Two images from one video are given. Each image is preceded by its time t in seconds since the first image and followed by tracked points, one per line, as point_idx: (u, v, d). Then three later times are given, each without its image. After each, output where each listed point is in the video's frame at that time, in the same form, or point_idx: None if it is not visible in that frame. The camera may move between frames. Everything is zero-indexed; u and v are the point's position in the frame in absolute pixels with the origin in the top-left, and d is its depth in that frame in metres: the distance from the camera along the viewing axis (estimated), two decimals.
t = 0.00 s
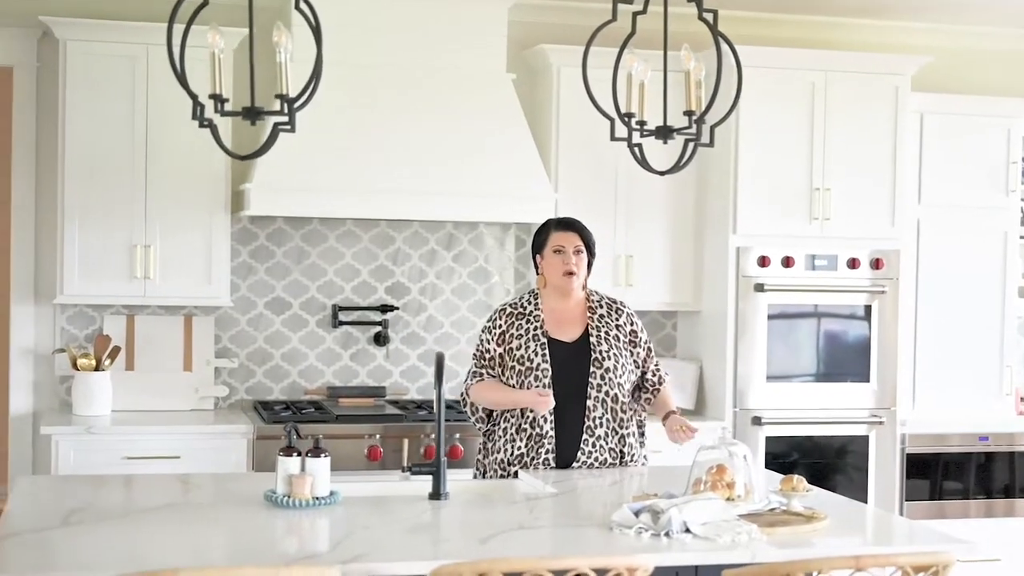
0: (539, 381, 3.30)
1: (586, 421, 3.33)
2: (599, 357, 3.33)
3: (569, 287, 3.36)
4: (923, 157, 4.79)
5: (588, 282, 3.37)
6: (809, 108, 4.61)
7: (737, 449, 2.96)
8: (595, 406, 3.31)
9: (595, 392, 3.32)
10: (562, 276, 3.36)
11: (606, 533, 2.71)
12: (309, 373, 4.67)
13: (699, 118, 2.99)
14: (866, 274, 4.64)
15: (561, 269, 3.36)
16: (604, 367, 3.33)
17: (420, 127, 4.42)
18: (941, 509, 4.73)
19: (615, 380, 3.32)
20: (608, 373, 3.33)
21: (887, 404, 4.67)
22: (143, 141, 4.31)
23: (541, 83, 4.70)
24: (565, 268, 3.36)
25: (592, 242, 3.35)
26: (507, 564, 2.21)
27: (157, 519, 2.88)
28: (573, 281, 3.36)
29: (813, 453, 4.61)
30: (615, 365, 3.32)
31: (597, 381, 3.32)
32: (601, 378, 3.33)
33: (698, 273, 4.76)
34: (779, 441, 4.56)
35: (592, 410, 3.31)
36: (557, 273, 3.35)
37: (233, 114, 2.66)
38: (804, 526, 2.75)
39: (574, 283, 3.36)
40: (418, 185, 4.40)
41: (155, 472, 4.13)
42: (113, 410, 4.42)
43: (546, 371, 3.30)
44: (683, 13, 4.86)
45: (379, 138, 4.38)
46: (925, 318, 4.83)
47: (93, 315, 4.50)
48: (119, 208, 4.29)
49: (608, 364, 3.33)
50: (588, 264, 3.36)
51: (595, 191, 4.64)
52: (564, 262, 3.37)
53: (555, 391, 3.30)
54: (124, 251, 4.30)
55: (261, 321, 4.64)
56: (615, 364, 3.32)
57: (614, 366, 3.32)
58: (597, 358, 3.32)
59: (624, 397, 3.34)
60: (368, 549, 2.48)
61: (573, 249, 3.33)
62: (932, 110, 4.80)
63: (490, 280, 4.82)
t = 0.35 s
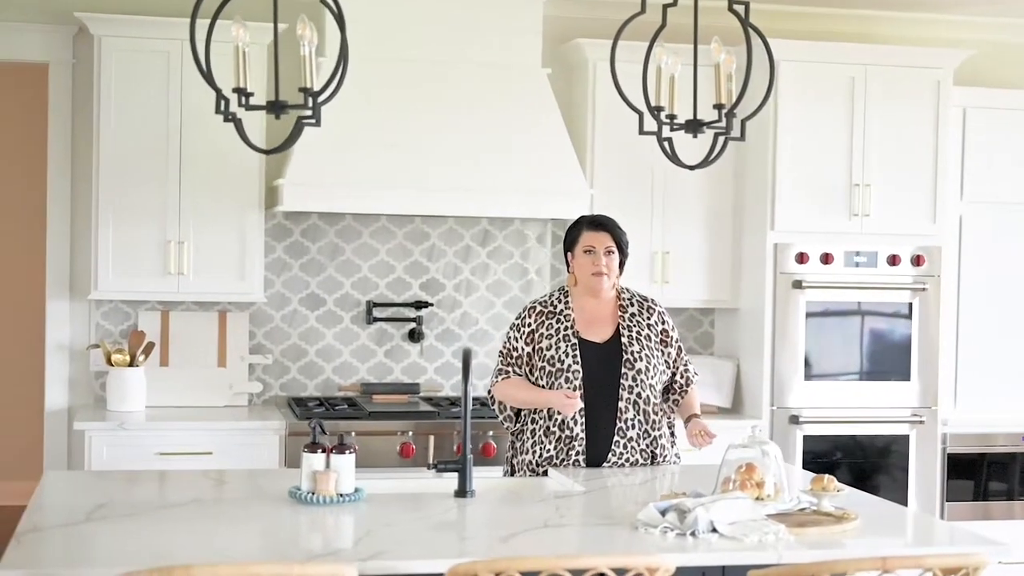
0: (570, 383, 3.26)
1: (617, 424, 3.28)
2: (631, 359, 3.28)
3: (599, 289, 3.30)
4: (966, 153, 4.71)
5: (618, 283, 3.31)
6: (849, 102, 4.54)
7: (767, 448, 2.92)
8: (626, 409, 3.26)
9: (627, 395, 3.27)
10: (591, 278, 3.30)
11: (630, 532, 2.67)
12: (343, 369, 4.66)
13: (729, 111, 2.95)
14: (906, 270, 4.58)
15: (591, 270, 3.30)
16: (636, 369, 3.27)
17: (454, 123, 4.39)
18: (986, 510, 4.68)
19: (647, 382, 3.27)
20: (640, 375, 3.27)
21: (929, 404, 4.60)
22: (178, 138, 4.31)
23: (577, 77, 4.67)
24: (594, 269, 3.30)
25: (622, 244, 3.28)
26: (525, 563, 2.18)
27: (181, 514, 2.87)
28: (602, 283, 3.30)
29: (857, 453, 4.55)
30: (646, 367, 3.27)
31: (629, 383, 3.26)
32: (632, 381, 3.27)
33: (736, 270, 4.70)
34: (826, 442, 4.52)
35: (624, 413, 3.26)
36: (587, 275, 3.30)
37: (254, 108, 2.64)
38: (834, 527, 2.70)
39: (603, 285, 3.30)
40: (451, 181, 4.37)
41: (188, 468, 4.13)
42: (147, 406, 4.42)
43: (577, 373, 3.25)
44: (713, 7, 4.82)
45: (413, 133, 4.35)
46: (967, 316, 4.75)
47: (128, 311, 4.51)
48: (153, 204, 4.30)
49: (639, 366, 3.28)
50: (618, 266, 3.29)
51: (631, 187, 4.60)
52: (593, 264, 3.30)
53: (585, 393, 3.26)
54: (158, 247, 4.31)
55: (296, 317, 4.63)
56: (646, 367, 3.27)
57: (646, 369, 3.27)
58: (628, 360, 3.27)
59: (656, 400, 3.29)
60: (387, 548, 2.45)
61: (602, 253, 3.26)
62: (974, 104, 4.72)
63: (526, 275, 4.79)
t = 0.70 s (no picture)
0: (578, 380, 3.23)
1: (626, 422, 3.24)
2: (639, 356, 3.25)
3: (608, 285, 3.28)
4: (990, 152, 4.65)
5: (628, 280, 3.29)
6: (870, 100, 4.49)
7: (776, 450, 2.87)
8: (635, 406, 3.23)
9: (635, 392, 3.24)
10: (601, 273, 3.28)
11: (633, 536, 2.63)
12: (359, 369, 4.64)
13: (738, 109, 2.89)
14: (929, 271, 4.52)
15: (601, 266, 3.28)
16: (645, 366, 3.24)
17: (470, 122, 4.36)
18: (1014, 513, 4.63)
19: (656, 380, 3.24)
20: (648, 372, 3.24)
21: (952, 404, 4.54)
22: (192, 136, 4.29)
23: (595, 76, 4.62)
24: (604, 265, 3.29)
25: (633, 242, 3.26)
26: (519, 568, 2.15)
27: (184, 516, 2.85)
28: (612, 279, 3.28)
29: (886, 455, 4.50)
30: (654, 364, 3.24)
31: (637, 381, 3.24)
32: (640, 378, 3.24)
33: (756, 270, 4.65)
34: (844, 446, 4.46)
35: (633, 411, 3.23)
36: (596, 270, 3.28)
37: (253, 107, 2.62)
38: (842, 532, 2.65)
39: (613, 281, 3.28)
40: (467, 180, 4.34)
41: (200, 468, 4.12)
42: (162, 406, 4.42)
43: (585, 371, 3.23)
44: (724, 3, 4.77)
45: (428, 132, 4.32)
46: (992, 317, 4.69)
47: (144, 311, 4.50)
48: (167, 203, 4.28)
49: (648, 364, 3.25)
50: (628, 263, 3.28)
51: (650, 186, 4.55)
52: (603, 260, 3.29)
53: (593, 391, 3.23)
54: (172, 247, 4.29)
55: (312, 317, 4.61)
56: (655, 363, 3.24)
57: (654, 365, 3.24)
58: (636, 357, 3.24)
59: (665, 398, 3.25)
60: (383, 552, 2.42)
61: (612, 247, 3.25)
62: (998, 102, 4.66)
63: (544, 276, 4.76)
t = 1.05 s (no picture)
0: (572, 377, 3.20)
1: (621, 419, 3.21)
2: (634, 352, 3.23)
3: (606, 284, 3.25)
4: (999, 154, 4.61)
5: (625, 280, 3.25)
6: (878, 102, 4.44)
7: (770, 456, 2.84)
8: (630, 403, 3.20)
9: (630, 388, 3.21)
10: (600, 272, 3.24)
11: (622, 541, 2.60)
12: (363, 371, 4.61)
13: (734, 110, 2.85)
14: (936, 273, 4.47)
15: (600, 264, 3.24)
16: (640, 363, 3.22)
17: (473, 123, 4.33)
18: None
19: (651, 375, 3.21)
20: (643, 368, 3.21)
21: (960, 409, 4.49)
22: (195, 137, 4.28)
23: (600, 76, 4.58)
24: (603, 263, 3.25)
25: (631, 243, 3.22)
26: None
27: (172, 519, 2.83)
28: (610, 278, 3.24)
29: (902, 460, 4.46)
30: (649, 360, 3.21)
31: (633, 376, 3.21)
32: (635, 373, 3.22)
33: (762, 272, 4.61)
34: (853, 450, 4.42)
35: (628, 407, 3.20)
36: (595, 269, 3.24)
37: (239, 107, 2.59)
38: (834, 537, 2.61)
39: (611, 280, 3.24)
40: (470, 181, 4.32)
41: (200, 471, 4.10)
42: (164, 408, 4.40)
43: (579, 366, 3.20)
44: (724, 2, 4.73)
45: (433, 133, 4.30)
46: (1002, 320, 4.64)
47: (147, 313, 4.50)
48: (169, 204, 4.27)
49: (643, 360, 3.23)
50: (627, 263, 3.23)
51: (655, 187, 4.52)
52: (602, 258, 3.25)
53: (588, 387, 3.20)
54: (174, 249, 4.28)
55: (315, 319, 4.59)
56: (650, 360, 3.21)
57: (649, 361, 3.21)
58: (631, 353, 3.22)
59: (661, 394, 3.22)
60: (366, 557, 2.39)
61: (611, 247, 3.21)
62: (1008, 103, 4.61)
63: (549, 278, 4.72)
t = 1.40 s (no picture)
0: (563, 375, 3.20)
1: (612, 417, 3.19)
2: (626, 351, 3.21)
3: (598, 287, 3.24)
4: (1004, 155, 4.57)
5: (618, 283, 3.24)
6: (881, 103, 4.40)
7: (761, 462, 2.81)
8: (622, 401, 3.19)
9: (622, 386, 3.20)
10: (591, 276, 3.24)
11: (609, 547, 2.57)
12: (362, 374, 4.59)
13: (725, 111, 2.82)
14: (940, 276, 4.43)
15: (591, 268, 3.24)
16: (632, 361, 3.20)
17: (473, 124, 4.31)
18: None
19: (642, 373, 3.19)
20: (635, 367, 3.20)
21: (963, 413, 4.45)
22: (193, 139, 4.26)
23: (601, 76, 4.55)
24: (594, 267, 3.24)
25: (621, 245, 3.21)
26: None
27: (159, 522, 2.81)
28: (602, 281, 3.24)
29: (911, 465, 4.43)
30: (642, 358, 3.19)
31: (625, 374, 3.19)
32: (628, 372, 3.20)
33: (765, 275, 4.57)
34: (860, 454, 4.39)
35: (619, 405, 3.18)
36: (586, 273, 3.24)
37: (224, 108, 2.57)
38: (825, 544, 2.58)
39: (603, 283, 3.24)
40: (469, 183, 4.29)
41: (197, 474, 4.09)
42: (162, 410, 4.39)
43: (570, 364, 3.20)
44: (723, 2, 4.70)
45: (431, 135, 4.27)
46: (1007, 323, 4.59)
47: (146, 315, 4.48)
48: (167, 206, 4.25)
49: (636, 359, 3.21)
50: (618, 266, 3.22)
51: (656, 189, 4.49)
52: (593, 262, 3.24)
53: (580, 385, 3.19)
54: (172, 251, 4.26)
55: (315, 321, 4.57)
56: (643, 359, 3.20)
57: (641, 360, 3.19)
58: (622, 351, 3.20)
59: (652, 395, 3.21)
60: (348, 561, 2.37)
61: (600, 251, 3.20)
62: (1014, 104, 4.56)
63: (550, 280, 4.69)
